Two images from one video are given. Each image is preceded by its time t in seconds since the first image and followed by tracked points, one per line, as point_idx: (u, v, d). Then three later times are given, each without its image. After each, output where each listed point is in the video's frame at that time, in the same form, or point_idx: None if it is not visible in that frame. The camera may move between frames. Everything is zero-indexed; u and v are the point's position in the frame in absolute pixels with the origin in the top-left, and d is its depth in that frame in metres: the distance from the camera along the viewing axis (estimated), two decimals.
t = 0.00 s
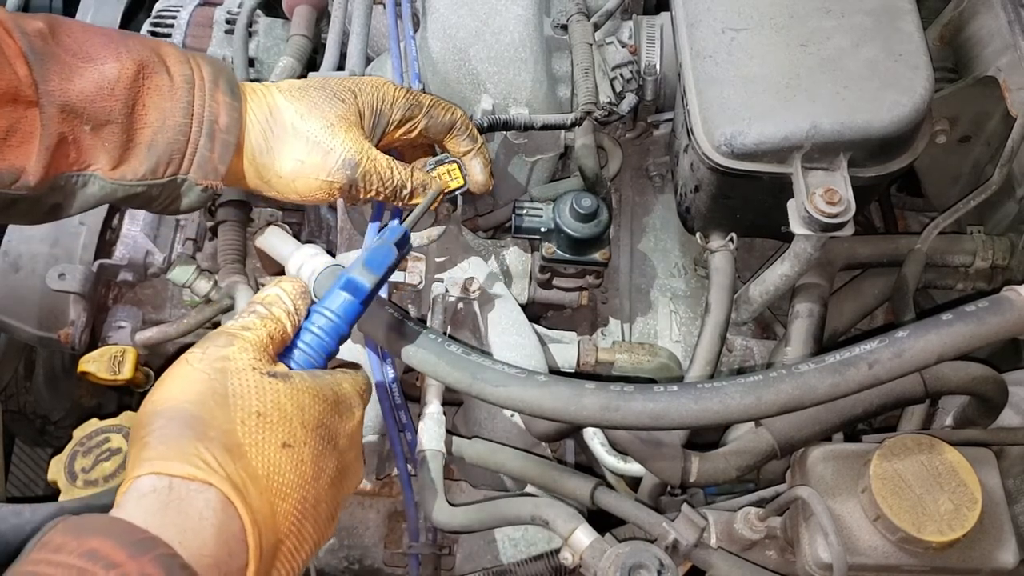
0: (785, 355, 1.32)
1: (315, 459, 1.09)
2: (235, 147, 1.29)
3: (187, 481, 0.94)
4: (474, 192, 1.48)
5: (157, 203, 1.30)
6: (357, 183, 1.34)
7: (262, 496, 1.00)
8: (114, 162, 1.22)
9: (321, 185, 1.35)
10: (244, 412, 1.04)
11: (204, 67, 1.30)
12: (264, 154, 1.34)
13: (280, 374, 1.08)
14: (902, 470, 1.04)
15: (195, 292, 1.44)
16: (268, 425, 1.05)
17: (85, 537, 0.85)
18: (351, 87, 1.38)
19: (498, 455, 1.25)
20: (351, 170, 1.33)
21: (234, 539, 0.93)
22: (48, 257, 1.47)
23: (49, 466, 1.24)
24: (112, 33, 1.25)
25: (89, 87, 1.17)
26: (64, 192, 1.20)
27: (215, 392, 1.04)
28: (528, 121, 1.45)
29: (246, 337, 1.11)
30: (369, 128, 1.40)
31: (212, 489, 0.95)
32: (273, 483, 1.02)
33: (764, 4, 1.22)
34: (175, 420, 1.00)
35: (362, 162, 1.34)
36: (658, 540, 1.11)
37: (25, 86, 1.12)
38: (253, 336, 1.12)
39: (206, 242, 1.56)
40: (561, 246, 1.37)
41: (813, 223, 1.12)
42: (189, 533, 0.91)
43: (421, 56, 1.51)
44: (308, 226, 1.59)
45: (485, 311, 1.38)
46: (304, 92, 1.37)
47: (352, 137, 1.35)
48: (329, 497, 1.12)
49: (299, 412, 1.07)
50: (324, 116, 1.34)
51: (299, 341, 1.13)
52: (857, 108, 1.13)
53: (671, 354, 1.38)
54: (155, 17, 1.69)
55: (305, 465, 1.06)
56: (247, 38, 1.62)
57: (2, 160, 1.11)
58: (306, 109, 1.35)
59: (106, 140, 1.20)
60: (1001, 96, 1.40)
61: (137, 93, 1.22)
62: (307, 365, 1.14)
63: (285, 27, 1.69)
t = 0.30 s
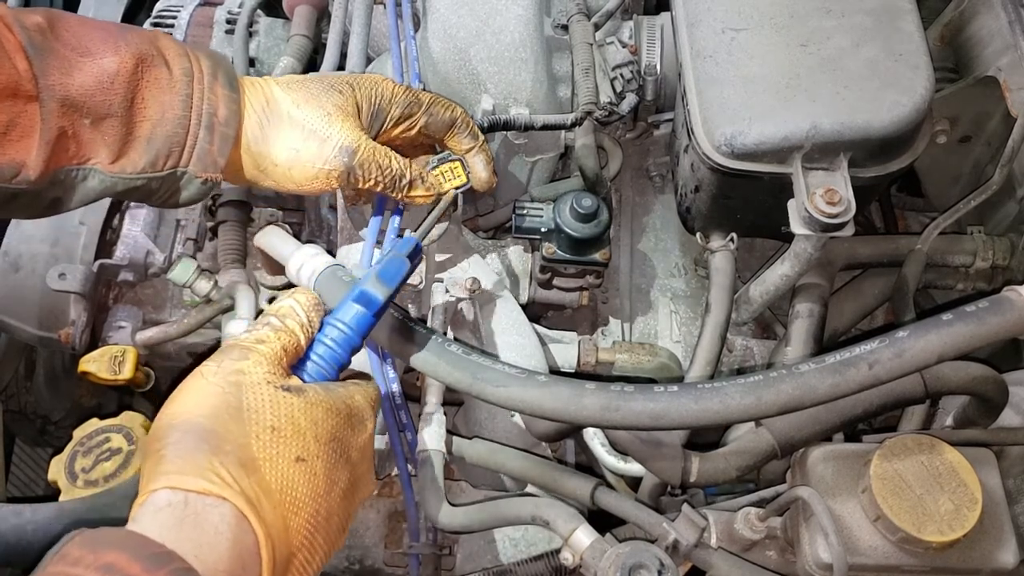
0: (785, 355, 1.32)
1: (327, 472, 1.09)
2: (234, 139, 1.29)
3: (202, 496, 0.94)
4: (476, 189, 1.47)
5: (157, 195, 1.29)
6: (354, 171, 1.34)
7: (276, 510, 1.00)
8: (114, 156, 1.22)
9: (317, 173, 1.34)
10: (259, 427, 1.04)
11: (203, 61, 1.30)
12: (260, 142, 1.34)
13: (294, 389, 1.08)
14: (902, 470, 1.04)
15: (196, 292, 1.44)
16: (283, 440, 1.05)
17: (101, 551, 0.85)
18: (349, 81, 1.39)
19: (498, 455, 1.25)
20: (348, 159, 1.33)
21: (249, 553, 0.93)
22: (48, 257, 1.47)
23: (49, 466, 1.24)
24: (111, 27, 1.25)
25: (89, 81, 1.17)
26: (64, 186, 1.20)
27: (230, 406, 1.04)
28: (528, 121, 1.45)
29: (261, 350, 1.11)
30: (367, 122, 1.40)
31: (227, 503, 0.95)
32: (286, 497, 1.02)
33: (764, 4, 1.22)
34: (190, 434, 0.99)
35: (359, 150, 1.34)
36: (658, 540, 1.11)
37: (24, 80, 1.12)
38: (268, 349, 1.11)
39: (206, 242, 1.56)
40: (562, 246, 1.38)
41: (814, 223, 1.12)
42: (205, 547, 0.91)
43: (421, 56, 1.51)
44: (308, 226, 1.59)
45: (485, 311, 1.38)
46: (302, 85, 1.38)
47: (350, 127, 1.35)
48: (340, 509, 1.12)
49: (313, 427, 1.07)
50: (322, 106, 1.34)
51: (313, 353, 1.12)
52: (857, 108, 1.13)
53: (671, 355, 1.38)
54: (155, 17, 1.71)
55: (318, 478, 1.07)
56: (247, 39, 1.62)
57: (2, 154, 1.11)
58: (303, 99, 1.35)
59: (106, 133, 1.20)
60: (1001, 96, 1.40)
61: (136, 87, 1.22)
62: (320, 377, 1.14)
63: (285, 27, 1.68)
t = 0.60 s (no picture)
0: (785, 355, 1.32)
1: (320, 464, 1.09)
2: (233, 135, 1.29)
3: (196, 491, 0.95)
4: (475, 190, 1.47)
5: (156, 192, 1.30)
6: (351, 171, 1.34)
7: (269, 504, 1.00)
8: (114, 151, 1.22)
9: (314, 173, 1.34)
10: (250, 421, 1.04)
11: (203, 56, 1.29)
12: (258, 140, 1.34)
13: (283, 383, 1.08)
14: (902, 470, 1.04)
15: (196, 292, 1.44)
16: (275, 433, 1.05)
17: (98, 546, 0.85)
18: (350, 80, 1.39)
19: (498, 455, 1.25)
20: (345, 159, 1.33)
21: (244, 546, 0.94)
22: (48, 257, 1.48)
23: (50, 466, 1.25)
24: (111, 22, 1.25)
25: (88, 77, 1.17)
26: (64, 182, 1.21)
27: (220, 401, 1.04)
28: (529, 121, 1.45)
29: (250, 344, 1.10)
30: (366, 121, 1.40)
31: (221, 498, 0.95)
32: (280, 490, 1.02)
33: (765, 4, 1.22)
34: (181, 430, 1.00)
35: (357, 150, 1.34)
36: (658, 540, 1.11)
37: (24, 76, 1.12)
38: (257, 343, 1.11)
39: (206, 242, 1.57)
40: (562, 246, 1.38)
41: (814, 223, 1.12)
42: (200, 541, 0.91)
43: (422, 56, 1.51)
44: (309, 226, 1.60)
45: (486, 311, 1.38)
46: (302, 83, 1.38)
47: (348, 126, 1.35)
48: (334, 501, 1.12)
49: (304, 419, 1.07)
50: (321, 105, 1.34)
51: (302, 346, 1.12)
52: (857, 108, 1.13)
53: (671, 355, 1.39)
54: (155, 17, 1.71)
55: (311, 471, 1.07)
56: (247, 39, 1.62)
57: (2, 150, 1.12)
58: (302, 97, 1.35)
59: (105, 129, 1.20)
60: (1002, 96, 1.40)
61: (136, 82, 1.22)
62: (308, 370, 1.14)
63: (286, 27, 1.68)
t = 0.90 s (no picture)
0: (785, 355, 1.32)
1: (321, 456, 1.09)
2: (233, 136, 1.30)
3: (197, 482, 0.95)
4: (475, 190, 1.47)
5: (156, 192, 1.30)
6: (351, 171, 1.34)
7: (270, 495, 1.00)
8: (114, 152, 1.22)
9: (314, 173, 1.34)
10: (250, 413, 1.04)
11: (202, 57, 1.29)
12: (257, 141, 1.34)
13: (283, 374, 1.08)
14: (902, 470, 1.04)
15: (196, 292, 1.44)
16: (275, 425, 1.04)
17: (99, 538, 0.85)
18: (349, 81, 1.39)
19: (498, 455, 1.25)
20: (345, 159, 1.33)
21: (245, 537, 0.94)
22: (48, 258, 1.48)
23: (50, 466, 1.25)
24: (111, 22, 1.25)
25: (88, 77, 1.17)
26: (63, 183, 1.21)
27: (221, 393, 1.04)
28: (529, 121, 1.45)
29: (249, 337, 1.10)
30: (366, 121, 1.39)
31: (221, 489, 0.95)
32: (281, 481, 1.02)
33: (765, 4, 1.22)
34: (181, 422, 1.00)
35: (357, 150, 1.34)
36: (659, 540, 1.11)
37: (23, 77, 1.12)
38: (256, 336, 1.11)
39: (206, 242, 1.57)
40: (562, 246, 1.38)
41: (814, 223, 1.12)
42: (200, 533, 0.91)
43: (422, 56, 1.51)
44: (309, 226, 1.60)
45: (486, 311, 1.38)
46: (302, 83, 1.38)
47: (347, 126, 1.35)
48: (336, 493, 1.12)
49: (304, 411, 1.07)
50: (320, 105, 1.34)
51: (299, 339, 1.13)
52: (857, 108, 1.13)
53: (671, 355, 1.39)
54: (155, 17, 1.72)
55: (312, 462, 1.06)
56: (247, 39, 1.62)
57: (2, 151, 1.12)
58: (302, 97, 1.35)
59: (105, 130, 1.21)
60: (1002, 96, 1.40)
61: (135, 83, 1.22)
62: (308, 363, 1.14)
63: (286, 27, 1.68)
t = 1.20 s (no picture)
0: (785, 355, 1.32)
1: (319, 449, 1.09)
2: (234, 137, 1.30)
3: (193, 476, 0.95)
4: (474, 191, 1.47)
5: (156, 193, 1.30)
6: (351, 171, 1.34)
7: (268, 489, 1.00)
8: (114, 153, 1.22)
9: (314, 173, 1.34)
10: (247, 407, 1.04)
11: (203, 58, 1.29)
12: (259, 141, 1.34)
13: (280, 369, 1.08)
14: (902, 470, 1.04)
15: (196, 292, 1.44)
16: (272, 419, 1.05)
17: (96, 532, 0.85)
18: (350, 81, 1.39)
19: (499, 455, 1.25)
20: (346, 159, 1.33)
21: (242, 531, 0.95)
22: (49, 258, 1.48)
23: (50, 466, 1.25)
24: (111, 24, 1.25)
25: (88, 79, 1.17)
26: (64, 184, 1.21)
27: (218, 387, 1.04)
28: (529, 121, 1.45)
29: (245, 332, 1.11)
30: (366, 122, 1.40)
31: (218, 483, 0.96)
32: (278, 475, 1.03)
33: (765, 4, 1.22)
34: (178, 417, 1.00)
35: (357, 150, 1.34)
36: (659, 541, 1.11)
37: (24, 78, 1.12)
38: (253, 331, 1.11)
39: (207, 242, 1.57)
40: (562, 246, 1.38)
41: (814, 223, 1.12)
42: (197, 526, 0.92)
43: (422, 56, 1.51)
44: (309, 226, 1.60)
45: (486, 311, 1.38)
46: (302, 83, 1.37)
47: (348, 126, 1.35)
48: (336, 486, 1.12)
49: (301, 404, 1.07)
50: (321, 105, 1.34)
51: (299, 335, 1.13)
52: (857, 108, 1.13)
53: (671, 355, 1.39)
54: (157, 18, 1.73)
55: (310, 456, 1.06)
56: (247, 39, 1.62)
57: (2, 152, 1.12)
58: (302, 98, 1.35)
59: (105, 131, 1.21)
60: (1003, 96, 1.40)
61: (136, 85, 1.22)
62: (307, 358, 1.14)
63: (286, 28, 1.69)
